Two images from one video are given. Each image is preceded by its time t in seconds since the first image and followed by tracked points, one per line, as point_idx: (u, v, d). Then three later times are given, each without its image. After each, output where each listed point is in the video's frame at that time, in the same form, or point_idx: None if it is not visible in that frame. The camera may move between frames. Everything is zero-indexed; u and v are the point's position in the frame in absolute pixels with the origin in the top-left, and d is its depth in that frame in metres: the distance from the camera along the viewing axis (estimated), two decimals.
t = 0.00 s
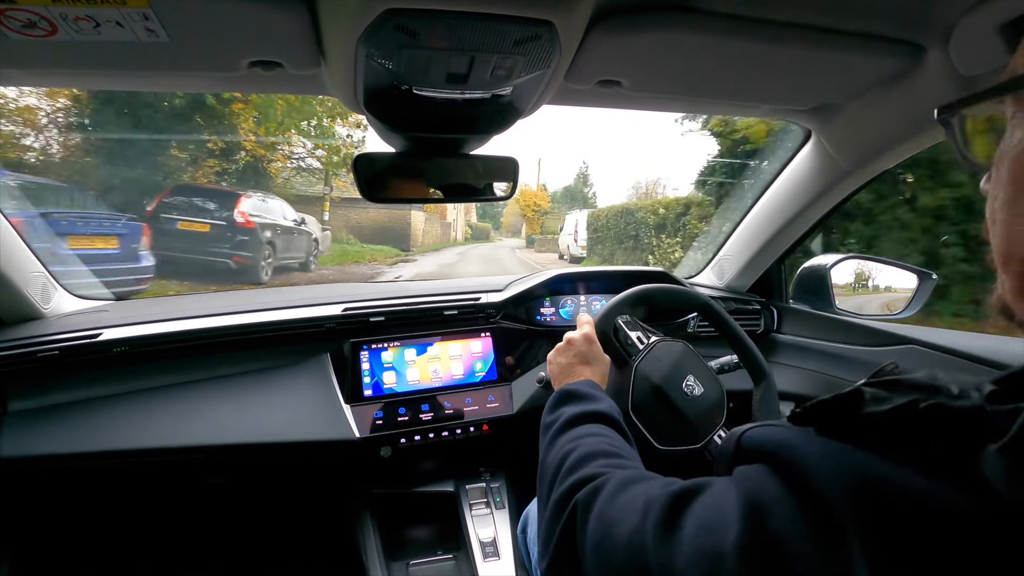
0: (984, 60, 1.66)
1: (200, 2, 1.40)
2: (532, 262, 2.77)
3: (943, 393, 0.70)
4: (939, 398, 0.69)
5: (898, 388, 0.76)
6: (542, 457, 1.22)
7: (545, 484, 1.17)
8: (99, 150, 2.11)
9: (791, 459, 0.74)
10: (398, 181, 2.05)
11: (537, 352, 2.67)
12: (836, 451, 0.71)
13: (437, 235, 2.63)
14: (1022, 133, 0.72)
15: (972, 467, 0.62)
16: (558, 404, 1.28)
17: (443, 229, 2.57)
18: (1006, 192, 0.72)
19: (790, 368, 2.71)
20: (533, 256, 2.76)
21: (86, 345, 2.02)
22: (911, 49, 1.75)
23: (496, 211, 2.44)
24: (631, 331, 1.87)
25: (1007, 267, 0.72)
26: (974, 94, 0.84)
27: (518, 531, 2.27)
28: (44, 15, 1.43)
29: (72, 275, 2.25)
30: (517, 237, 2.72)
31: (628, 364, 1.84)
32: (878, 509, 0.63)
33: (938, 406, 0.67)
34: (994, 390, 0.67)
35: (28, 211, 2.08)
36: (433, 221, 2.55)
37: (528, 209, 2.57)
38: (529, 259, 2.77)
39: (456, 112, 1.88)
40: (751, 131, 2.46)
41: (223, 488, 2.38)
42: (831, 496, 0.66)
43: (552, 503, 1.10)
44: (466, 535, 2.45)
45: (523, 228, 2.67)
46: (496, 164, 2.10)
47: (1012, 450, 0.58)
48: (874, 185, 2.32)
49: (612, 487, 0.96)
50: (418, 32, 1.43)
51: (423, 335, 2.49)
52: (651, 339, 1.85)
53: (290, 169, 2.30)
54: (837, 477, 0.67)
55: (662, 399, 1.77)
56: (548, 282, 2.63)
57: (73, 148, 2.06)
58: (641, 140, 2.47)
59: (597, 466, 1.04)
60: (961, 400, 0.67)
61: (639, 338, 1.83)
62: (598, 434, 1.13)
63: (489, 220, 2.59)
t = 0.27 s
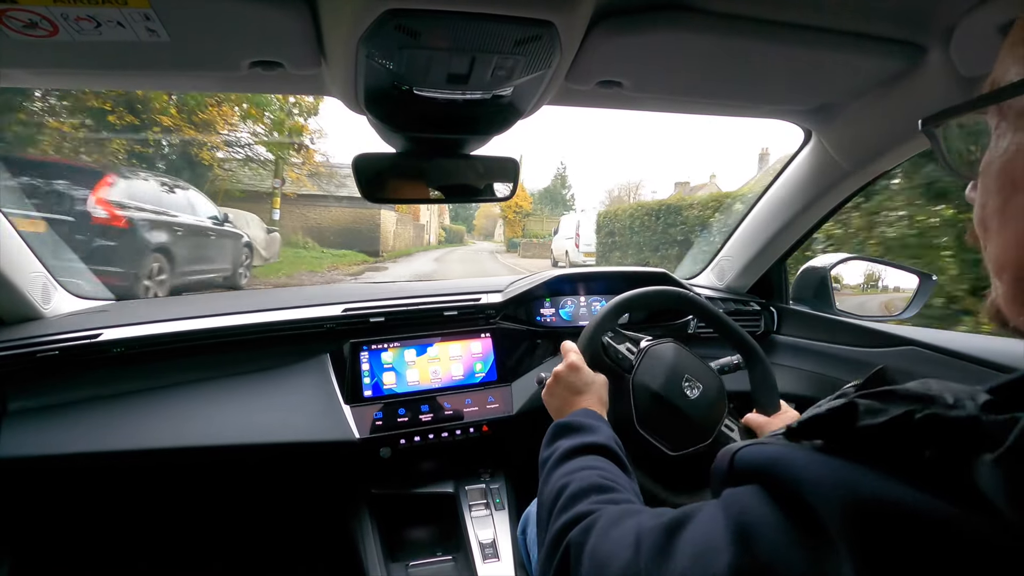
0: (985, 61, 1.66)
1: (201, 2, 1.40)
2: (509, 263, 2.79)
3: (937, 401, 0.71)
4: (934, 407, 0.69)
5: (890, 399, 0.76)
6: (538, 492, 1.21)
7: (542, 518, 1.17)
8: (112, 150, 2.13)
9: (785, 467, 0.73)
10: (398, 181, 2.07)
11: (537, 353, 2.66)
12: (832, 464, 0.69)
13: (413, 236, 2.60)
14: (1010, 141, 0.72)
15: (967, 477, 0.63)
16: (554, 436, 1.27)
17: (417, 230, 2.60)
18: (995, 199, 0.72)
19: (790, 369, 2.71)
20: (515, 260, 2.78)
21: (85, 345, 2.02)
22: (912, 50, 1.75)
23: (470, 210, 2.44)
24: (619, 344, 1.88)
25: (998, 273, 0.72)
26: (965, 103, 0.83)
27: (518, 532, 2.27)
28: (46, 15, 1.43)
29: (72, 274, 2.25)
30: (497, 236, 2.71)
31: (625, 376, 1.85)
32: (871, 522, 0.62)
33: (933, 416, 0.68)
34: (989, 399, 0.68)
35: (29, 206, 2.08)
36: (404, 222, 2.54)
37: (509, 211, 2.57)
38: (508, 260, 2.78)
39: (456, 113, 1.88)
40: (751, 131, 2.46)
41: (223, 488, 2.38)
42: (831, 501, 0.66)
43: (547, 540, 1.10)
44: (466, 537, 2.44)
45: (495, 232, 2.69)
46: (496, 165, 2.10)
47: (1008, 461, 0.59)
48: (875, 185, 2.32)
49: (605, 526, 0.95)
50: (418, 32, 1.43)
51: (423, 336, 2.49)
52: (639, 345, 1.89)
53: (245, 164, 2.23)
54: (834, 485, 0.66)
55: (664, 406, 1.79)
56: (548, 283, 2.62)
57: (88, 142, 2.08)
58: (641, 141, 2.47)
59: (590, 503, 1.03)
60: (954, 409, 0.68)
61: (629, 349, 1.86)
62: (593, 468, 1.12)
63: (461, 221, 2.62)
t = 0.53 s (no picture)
0: (985, 61, 1.66)
1: None
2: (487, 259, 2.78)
3: (945, 393, 0.71)
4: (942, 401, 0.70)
5: (898, 391, 0.77)
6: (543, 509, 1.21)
7: (548, 539, 1.16)
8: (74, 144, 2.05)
9: (793, 464, 0.74)
10: (403, 180, 2.08)
11: (537, 352, 2.67)
12: (840, 459, 0.71)
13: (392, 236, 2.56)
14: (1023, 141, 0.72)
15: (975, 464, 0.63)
16: (557, 455, 1.26)
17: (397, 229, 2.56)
18: (1006, 200, 0.73)
19: (790, 368, 2.71)
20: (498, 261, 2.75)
21: (86, 344, 2.02)
22: (913, 49, 1.75)
23: (449, 210, 2.43)
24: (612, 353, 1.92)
25: (1009, 271, 0.72)
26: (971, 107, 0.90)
27: (518, 530, 2.27)
28: (44, 14, 1.43)
29: (73, 273, 2.25)
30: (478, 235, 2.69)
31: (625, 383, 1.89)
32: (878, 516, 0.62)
33: (942, 407, 0.68)
34: (996, 390, 0.69)
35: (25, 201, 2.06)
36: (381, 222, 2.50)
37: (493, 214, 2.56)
38: (494, 261, 2.77)
39: (456, 112, 1.88)
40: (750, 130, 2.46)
41: (223, 487, 2.38)
42: (838, 496, 0.67)
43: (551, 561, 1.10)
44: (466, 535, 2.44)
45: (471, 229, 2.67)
46: (496, 164, 2.10)
47: (1017, 446, 0.60)
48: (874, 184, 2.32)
49: (609, 550, 0.95)
50: (418, 31, 1.43)
51: (423, 334, 2.49)
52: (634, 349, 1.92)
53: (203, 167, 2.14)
54: (841, 480, 0.68)
55: (665, 407, 1.82)
56: (548, 282, 2.62)
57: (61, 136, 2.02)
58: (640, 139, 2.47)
59: (589, 527, 1.03)
60: (963, 400, 0.68)
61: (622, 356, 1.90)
62: (593, 488, 1.11)
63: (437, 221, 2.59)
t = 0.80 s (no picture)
0: (985, 62, 1.66)
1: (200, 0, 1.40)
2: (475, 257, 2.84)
3: (948, 387, 0.70)
4: (946, 395, 0.68)
5: (900, 386, 0.75)
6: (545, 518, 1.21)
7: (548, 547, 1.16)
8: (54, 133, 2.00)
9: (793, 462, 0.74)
10: (405, 180, 2.08)
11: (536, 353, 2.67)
12: (840, 458, 0.70)
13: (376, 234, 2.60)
14: None
15: (977, 462, 0.62)
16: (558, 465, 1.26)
17: (381, 226, 2.59)
18: (1018, 191, 0.72)
19: (789, 369, 2.71)
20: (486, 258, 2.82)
21: (84, 345, 2.02)
22: (912, 50, 1.75)
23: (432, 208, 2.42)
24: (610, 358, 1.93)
25: (1016, 266, 0.73)
26: (983, 105, 1.23)
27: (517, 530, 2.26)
28: (44, 15, 1.43)
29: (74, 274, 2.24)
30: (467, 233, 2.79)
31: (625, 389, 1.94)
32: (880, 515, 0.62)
33: (946, 402, 0.67)
34: (1000, 386, 0.67)
35: (9, 185, 2.01)
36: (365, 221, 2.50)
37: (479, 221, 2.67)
38: (486, 261, 2.82)
39: (456, 113, 1.88)
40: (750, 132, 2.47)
41: (221, 488, 2.37)
42: (839, 493, 0.66)
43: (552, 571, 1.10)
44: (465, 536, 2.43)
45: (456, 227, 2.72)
46: (496, 165, 2.09)
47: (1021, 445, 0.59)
48: (875, 186, 2.32)
49: (607, 559, 0.95)
50: (418, 32, 1.43)
51: (422, 335, 2.48)
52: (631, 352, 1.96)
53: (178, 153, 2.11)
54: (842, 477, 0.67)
55: (664, 408, 1.90)
56: (547, 283, 2.60)
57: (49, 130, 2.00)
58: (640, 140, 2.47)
59: (588, 538, 1.03)
60: (966, 395, 0.67)
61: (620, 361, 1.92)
62: (593, 498, 1.11)
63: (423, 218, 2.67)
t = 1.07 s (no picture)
0: (985, 62, 1.66)
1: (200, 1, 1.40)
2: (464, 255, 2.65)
3: (944, 389, 0.70)
4: (943, 396, 0.68)
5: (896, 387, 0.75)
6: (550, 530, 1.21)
7: (553, 560, 1.17)
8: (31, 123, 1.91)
9: (789, 464, 0.74)
10: (407, 181, 2.09)
11: (537, 354, 2.67)
12: (836, 460, 0.70)
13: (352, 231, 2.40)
14: None
15: (973, 463, 0.63)
16: (563, 476, 1.26)
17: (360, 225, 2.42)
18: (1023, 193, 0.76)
19: (790, 369, 2.71)
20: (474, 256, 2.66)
21: (85, 346, 2.03)
22: (911, 51, 1.75)
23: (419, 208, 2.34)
24: (608, 368, 1.99)
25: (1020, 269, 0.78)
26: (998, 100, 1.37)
27: (518, 530, 2.26)
28: (44, 15, 1.42)
29: (78, 280, 2.24)
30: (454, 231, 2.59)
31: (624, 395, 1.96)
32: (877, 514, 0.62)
33: (942, 405, 0.67)
34: (998, 385, 0.66)
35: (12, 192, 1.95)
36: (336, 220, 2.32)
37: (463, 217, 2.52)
38: (482, 262, 2.67)
39: (455, 114, 1.88)
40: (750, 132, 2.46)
41: (221, 489, 2.37)
42: (836, 498, 0.66)
43: None
44: (465, 536, 2.43)
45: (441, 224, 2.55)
46: (495, 165, 2.09)
47: (1017, 447, 0.60)
48: (875, 185, 2.32)
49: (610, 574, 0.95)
50: (418, 33, 1.43)
51: (422, 336, 2.48)
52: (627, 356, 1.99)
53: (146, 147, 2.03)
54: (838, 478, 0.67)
55: (664, 411, 1.95)
56: (547, 283, 2.63)
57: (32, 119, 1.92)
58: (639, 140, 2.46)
59: (593, 550, 1.03)
60: (962, 397, 0.67)
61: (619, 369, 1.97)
62: (597, 510, 1.11)
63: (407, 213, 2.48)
